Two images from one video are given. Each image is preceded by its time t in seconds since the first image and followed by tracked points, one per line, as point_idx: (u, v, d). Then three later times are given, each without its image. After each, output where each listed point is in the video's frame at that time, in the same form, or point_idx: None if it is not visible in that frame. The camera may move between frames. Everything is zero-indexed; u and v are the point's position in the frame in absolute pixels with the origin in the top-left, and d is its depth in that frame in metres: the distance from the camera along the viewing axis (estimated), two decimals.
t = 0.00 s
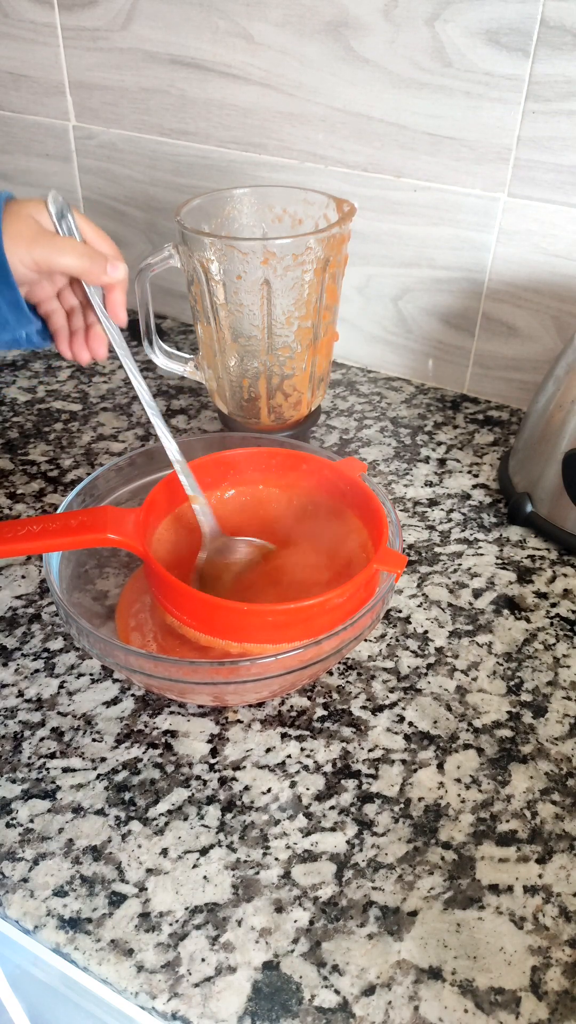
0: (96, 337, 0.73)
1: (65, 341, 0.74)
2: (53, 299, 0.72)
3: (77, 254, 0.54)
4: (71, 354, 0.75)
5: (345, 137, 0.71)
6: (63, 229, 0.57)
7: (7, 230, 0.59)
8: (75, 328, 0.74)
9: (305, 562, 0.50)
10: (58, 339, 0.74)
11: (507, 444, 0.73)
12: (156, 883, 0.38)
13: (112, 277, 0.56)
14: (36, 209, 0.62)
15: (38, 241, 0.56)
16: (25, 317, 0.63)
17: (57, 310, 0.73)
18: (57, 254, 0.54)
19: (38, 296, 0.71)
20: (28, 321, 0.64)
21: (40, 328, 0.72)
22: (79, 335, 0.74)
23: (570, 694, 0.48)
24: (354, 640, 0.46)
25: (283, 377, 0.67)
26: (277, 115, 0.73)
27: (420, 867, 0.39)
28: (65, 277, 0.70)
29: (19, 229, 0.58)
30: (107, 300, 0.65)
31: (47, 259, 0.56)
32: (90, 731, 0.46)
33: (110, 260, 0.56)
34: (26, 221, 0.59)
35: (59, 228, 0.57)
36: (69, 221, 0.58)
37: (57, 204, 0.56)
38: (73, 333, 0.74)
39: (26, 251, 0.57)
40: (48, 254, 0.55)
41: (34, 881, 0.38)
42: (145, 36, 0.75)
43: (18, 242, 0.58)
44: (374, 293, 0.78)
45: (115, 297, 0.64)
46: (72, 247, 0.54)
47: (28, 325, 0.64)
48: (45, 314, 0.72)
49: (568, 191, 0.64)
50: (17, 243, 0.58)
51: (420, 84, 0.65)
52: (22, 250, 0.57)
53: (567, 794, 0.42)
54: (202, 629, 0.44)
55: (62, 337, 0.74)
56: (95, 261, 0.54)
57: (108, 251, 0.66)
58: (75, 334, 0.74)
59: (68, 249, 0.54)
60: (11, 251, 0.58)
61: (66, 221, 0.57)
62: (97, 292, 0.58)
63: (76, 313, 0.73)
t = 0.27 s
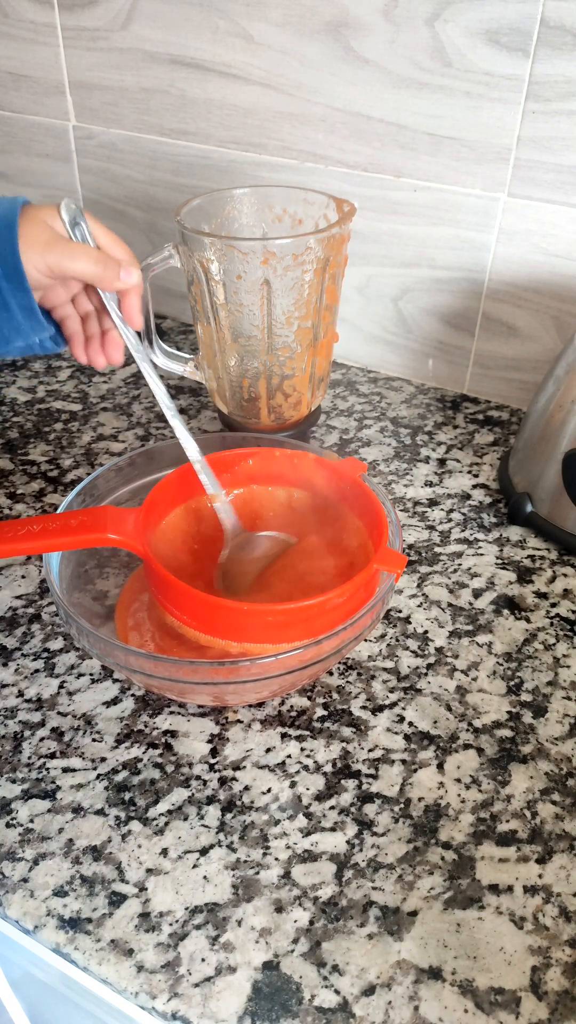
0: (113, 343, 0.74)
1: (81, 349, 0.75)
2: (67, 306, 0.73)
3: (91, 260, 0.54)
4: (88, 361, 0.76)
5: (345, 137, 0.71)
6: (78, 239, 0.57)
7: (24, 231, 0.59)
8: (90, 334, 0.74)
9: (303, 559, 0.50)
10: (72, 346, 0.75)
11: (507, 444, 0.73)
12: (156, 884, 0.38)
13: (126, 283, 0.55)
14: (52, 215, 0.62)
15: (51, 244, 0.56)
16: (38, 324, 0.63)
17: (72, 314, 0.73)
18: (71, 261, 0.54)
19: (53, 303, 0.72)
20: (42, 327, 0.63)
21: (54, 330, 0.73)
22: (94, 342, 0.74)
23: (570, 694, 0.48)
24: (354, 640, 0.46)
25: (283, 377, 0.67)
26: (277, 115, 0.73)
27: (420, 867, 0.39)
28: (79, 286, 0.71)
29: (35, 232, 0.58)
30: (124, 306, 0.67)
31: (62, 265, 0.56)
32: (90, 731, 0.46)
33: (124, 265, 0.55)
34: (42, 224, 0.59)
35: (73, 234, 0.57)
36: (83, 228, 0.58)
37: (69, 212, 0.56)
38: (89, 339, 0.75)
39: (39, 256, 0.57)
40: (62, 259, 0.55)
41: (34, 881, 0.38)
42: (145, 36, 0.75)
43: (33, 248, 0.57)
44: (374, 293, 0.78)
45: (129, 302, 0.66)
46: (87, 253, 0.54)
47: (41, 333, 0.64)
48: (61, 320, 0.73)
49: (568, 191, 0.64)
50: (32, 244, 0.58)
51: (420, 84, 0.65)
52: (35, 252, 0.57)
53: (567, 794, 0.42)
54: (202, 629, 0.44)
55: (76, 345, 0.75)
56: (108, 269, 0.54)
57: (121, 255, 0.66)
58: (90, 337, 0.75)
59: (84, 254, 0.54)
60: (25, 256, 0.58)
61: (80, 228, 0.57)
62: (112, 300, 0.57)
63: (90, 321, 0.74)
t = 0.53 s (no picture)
0: (118, 341, 0.74)
1: (88, 346, 0.75)
2: (72, 305, 0.74)
3: (98, 261, 0.55)
4: (94, 355, 0.76)
5: (345, 137, 0.71)
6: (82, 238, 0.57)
7: (30, 231, 0.58)
8: (96, 334, 0.75)
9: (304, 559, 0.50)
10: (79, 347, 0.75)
11: (507, 444, 0.73)
12: (156, 884, 0.38)
13: (130, 282, 0.58)
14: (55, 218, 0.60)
15: (57, 246, 0.56)
16: (44, 322, 0.62)
17: (77, 316, 0.74)
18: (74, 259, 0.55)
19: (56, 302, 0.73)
20: (47, 327, 0.62)
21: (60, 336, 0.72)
22: (101, 341, 0.75)
23: (570, 693, 0.48)
24: (354, 640, 0.46)
25: (283, 377, 0.67)
26: (277, 115, 0.73)
27: (420, 867, 0.39)
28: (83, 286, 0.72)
29: (41, 232, 0.58)
30: (128, 305, 0.68)
31: (65, 263, 0.56)
32: (90, 731, 0.46)
33: (128, 266, 0.57)
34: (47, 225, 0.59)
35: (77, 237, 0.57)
36: (87, 228, 0.58)
37: (74, 214, 0.56)
38: (96, 339, 0.75)
39: (46, 257, 0.57)
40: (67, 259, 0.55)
41: (34, 881, 0.38)
42: (145, 36, 0.75)
43: (39, 247, 0.58)
44: (374, 292, 0.78)
45: (134, 302, 0.67)
46: (91, 252, 0.55)
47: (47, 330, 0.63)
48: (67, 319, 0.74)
49: (568, 191, 0.64)
50: (37, 244, 0.58)
51: (420, 84, 0.65)
52: (41, 251, 0.57)
53: (568, 794, 0.42)
54: (202, 629, 0.44)
55: (83, 345, 0.75)
56: (114, 269, 0.56)
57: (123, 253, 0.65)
58: (96, 337, 0.75)
59: (86, 252, 0.55)
60: (32, 256, 0.58)
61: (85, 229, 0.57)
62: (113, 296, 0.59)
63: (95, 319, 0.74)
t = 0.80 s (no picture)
0: (129, 342, 0.73)
1: (99, 349, 0.74)
2: (82, 307, 0.72)
3: (105, 261, 0.55)
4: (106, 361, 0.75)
5: (345, 137, 0.71)
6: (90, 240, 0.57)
7: (39, 245, 0.57)
8: (106, 335, 0.73)
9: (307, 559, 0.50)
10: (92, 352, 0.74)
11: (507, 444, 0.73)
12: (156, 883, 0.38)
13: (139, 283, 0.57)
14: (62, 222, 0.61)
15: (68, 251, 0.55)
16: (53, 325, 0.59)
17: (87, 317, 0.73)
18: (85, 262, 0.54)
19: (67, 305, 0.71)
20: (57, 329, 0.59)
21: (71, 336, 0.71)
22: (112, 344, 0.73)
23: (570, 693, 0.48)
24: (354, 640, 0.46)
25: (283, 377, 0.67)
26: (277, 116, 0.73)
27: (420, 867, 0.39)
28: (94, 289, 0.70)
29: (49, 239, 0.58)
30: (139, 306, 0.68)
31: (75, 269, 0.55)
32: (90, 731, 0.46)
33: (137, 266, 0.57)
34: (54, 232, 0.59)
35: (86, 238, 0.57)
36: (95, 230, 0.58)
37: (82, 218, 0.56)
38: (106, 342, 0.74)
39: (56, 263, 0.56)
40: (77, 263, 0.55)
41: (34, 881, 0.38)
42: (145, 36, 0.75)
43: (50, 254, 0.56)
44: (374, 292, 0.78)
45: (143, 304, 0.67)
46: (101, 254, 0.55)
47: (54, 333, 0.59)
48: (76, 323, 0.73)
49: (568, 191, 0.64)
50: (46, 252, 0.56)
51: (420, 84, 0.65)
52: (50, 259, 0.56)
53: (568, 794, 0.42)
54: (202, 629, 0.44)
55: (94, 345, 0.74)
56: (123, 275, 0.55)
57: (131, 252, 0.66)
58: (108, 342, 0.74)
59: (97, 257, 0.55)
60: (40, 261, 0.56)
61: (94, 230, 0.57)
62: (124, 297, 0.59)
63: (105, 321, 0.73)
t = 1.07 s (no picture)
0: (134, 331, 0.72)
1: (105, 334, 0.73)
2: (85, 297, 0.71)
3: (111, 252, 0.54)
4: (111, 347, 0.74)
5: (345, 137, 0.71)
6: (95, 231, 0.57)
7: (44, 230, 0.56)
8: (111, 325, 0.73)
9: (303, 560, 0.50)
10: (99, 336, 0.73)
11: (507, 443, 0.73)
12: (156, 883, 0.38)
13: (144, 270, 0.56)
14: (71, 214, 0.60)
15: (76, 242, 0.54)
16: (59, 312, 0.56)
17: (92, 308, 0.72)
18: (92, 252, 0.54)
19: (72, 295, 0.69)
20: (62, 317, 0.57)
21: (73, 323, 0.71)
22: (118, 331, 0.73)
23: (570, 693, 0.48)
24: (354, 640, 0.46)
25: (283, 377, 0.67)
26: (277, 116, 0.73)
27: (420, 867, 0.39)
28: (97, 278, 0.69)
29: (58, 232, 0.56)
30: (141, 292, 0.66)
31: (83, 261, 0.55)
32: (90, 731, 0.46)
33: (142, 254, 0.56)
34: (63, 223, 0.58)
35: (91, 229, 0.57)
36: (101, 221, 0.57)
37: (87, 207, 0.56)
38: (112, 329, 0.73)
39: (64, 252, 0.55)
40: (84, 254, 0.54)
41: (34, 881, 0.38)
42: (145, 36, 0.75)
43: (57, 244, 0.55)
44: (374, 292, 0.78)
45: (148, 290, 0.66)
46: (107, 244, 0.54)
47: (60, 321, 0.57)
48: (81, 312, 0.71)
49: (568, 191, 0.64)
50: (53, 243, 0.55)
51: (420, 84, 0.65)
52: (59, 250, 0.55)
53: (567, 794, 0.42)
54: (202, 629, 0.44)
55: (101, 335, 0.73)
56: (128, 261, 0.54)
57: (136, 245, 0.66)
58: (114, 332, 0.73)
59: (103, 244, 0.54)
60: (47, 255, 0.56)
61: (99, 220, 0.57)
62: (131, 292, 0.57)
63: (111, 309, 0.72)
